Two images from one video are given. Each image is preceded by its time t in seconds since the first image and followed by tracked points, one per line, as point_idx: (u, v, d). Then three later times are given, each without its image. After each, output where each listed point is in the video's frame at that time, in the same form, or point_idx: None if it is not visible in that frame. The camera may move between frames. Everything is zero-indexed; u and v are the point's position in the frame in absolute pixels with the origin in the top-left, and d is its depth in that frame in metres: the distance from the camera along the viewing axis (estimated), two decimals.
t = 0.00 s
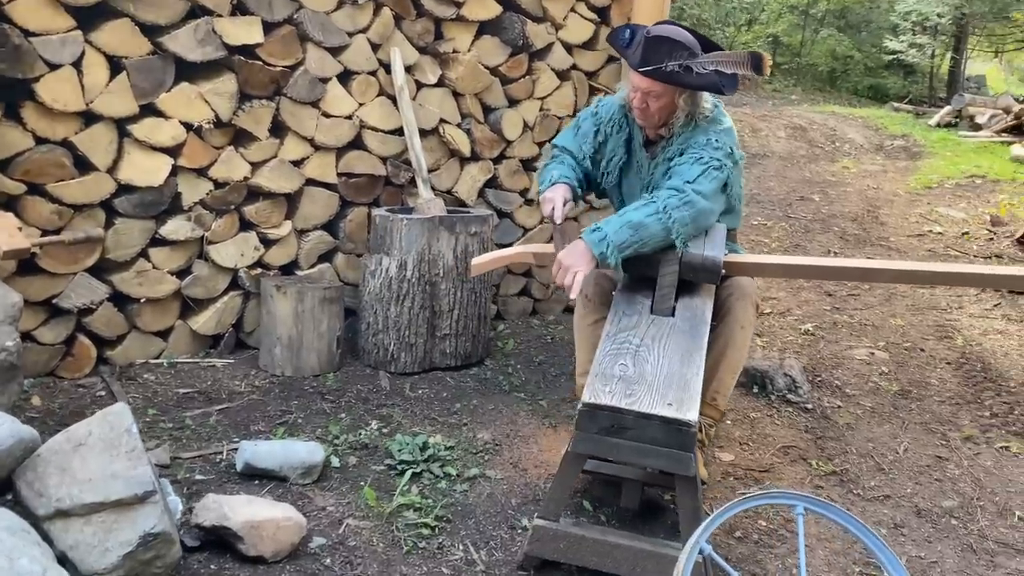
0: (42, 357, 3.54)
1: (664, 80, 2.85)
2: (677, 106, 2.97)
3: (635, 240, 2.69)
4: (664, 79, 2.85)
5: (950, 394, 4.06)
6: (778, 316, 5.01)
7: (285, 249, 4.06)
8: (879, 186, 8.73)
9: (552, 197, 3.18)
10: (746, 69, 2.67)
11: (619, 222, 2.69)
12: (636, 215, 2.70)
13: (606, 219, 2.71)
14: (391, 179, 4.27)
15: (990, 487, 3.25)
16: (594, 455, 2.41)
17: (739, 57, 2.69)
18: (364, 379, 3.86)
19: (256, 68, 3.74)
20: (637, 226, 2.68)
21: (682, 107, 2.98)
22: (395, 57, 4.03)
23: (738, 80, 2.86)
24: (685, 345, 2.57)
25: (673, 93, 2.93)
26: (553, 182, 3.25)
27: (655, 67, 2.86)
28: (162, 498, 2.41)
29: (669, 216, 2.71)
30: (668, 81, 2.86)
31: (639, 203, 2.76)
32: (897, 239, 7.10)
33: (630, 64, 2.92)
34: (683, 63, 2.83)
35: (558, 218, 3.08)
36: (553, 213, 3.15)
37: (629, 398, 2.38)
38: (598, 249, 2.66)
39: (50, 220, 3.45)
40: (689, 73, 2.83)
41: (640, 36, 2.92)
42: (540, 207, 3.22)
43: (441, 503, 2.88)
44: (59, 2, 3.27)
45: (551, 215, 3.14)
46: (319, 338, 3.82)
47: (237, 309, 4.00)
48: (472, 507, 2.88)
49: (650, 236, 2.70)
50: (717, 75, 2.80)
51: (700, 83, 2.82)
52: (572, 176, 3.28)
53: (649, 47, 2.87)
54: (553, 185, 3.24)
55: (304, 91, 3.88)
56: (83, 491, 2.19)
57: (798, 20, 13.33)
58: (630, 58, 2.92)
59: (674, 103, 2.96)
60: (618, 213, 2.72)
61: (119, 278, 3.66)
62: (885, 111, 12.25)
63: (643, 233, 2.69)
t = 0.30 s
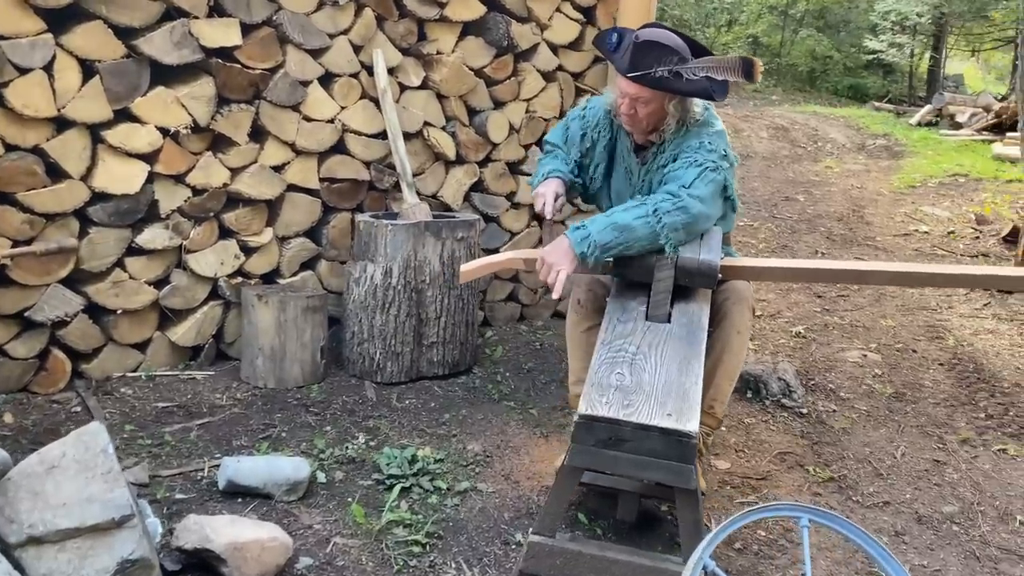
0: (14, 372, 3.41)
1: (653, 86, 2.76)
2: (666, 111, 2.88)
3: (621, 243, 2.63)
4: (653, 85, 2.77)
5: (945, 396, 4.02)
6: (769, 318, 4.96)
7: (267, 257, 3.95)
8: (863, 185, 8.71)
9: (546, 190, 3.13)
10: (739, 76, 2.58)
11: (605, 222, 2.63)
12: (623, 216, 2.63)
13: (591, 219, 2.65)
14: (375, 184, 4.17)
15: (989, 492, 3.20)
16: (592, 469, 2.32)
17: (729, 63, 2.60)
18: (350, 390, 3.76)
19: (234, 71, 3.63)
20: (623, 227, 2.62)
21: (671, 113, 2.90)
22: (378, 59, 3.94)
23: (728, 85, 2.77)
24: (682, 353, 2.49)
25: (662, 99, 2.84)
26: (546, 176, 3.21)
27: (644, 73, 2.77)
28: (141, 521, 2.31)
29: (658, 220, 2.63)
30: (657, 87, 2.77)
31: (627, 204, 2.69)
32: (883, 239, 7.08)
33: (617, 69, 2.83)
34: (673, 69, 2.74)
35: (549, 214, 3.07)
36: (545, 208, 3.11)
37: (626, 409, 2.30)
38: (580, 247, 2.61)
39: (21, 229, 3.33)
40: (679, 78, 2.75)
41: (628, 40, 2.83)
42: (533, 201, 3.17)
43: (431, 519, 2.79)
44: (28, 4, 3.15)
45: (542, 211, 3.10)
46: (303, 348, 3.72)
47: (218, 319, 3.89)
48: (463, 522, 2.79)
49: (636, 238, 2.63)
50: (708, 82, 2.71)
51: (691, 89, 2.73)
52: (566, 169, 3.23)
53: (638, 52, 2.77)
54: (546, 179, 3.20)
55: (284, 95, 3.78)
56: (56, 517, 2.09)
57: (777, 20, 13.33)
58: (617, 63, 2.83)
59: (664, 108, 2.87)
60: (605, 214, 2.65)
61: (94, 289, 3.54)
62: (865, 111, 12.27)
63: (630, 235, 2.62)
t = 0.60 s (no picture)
0: None
1: (648, 88, 2.68)
2: (661, 115, 2.79)
3: (621, 253, 2.54)
4: (648, 87, 2.68)
5: (945, 402, 3.95)
6: (764, 325, 4.89)
7: (252, 271, 3.85)
8: (851, 188, 8.68)
9: (535, 200, 3.05)
10: (734, 78, 2.53)
11: (603, 232, 2.54)
12: (623, 227, 2.54)
13: (589, 229, 2.56)
14: (363, 195, 4.08)
15: (996, 502, 3.12)
16: (595, 491, 2.24)
17: (727, 65, 2.54)
18: (340, 407, 3.67)
19: (216, 80, 3.53)
20: (622, 238, 2.53)
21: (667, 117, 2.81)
22: (364, 67, 3.85)
23: (724, 91, 2.72)
24: (686, 367, 2.41)
25: (657, 102, 2.75)
26: (538, 186, 3.12)
27: (639, 74, 2.68)
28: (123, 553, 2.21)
29: (659, 231, 2.55)
30: (652, 90, 2.69)
31: (625, 214, 2.60)
32: (874, 242, 7.03)
33: (612, 70, 2.74)
34: (669, 70, 2.67)
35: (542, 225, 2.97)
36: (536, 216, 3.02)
37: (630, 428, 2.21)
38: (578, 258, 2.52)
39: None
40: (675, 81, 2.67)
41: (624, 41, 2.75)
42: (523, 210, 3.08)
43: (427, 543, 2.69)
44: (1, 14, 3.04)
45: (533, 219, 3.01)
46: (290, 365, 3.62)
47: (202, 336, 3.79)
48: (460, 546, 2.70)
49: (638, 251, 2.54)
50: (704, 84, 2.64)
51: (686, 92, 2.66)
52: (559, 178, 3.13)
53: (633, 53, 2.69)
54: (536, 189, 3.11)
55: (268, 105, 3.68)
56: (33, 554, 1.99)
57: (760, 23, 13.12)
58: (612, 65, 2.74)
59: (659, 112, 2.79)
60: (603, 224, 2.57)
61: (73, 308, 3.42)
62: (851, 113, 12.27)
63: (629, 246, 2.54)
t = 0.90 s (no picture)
0: None
1: (644, 88, 2.62)
2: (659, 116, 2.73)
3: (621, 269, 2.47)
4: (645, 86, 2.63)
5: (945, 408, 3.89)
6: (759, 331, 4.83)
7: (237, 284, 3.75)
8: (840, 190, 8.65)
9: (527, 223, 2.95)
10: (733, 77, 2.46)
11: (602, 250, 2.46)
12: (621, 241, 2.47)
13: (586, 248, 2.48)
14: (350, 205, 3.99)
15: (1001, 511, 3.05)
16: (598, 512, 2.16)
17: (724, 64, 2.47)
18: (330, 424, 3.60)
19: (199, 89, 3.44)
20: (622, 253, 2.46)
21: (663, 118, 2.75)
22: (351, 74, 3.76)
23: (721, 88, 2.63)
24: (688, 381, 2.34)
25: (654, 102, 2.69)
26: (529, 209, 3.01)
27: (635, 74, 2.63)
28: None
29: (656, 239, 2.48)
30: (649, 89, 2.63)
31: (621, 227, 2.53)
32: (866, 245, 6.99)
33: (607, 71, 2.68)
34: (666, 70, 2.61)
35: (532, 249, 2.84)
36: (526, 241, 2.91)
37: (632, 446, 2.14)
38: (582, 281, 2.43)
39: None
40: (672, 80, 2.60)
41: (618, 41, 2.70)
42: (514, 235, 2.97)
43: (422, 565, 2.62)
44: None
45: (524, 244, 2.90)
46: (278, 381, 3.55)
47: (187, 351, 3.69)
48: (456, 568, 2.62)
49: (638, 262, 2.47)
50: (702, 82, 2.57)
51: (683, 92, 2.58)
52: (547, 202, 3.04)
53: (629, 52, 2.64)
54: (526, 212, 3.01)
55: (252, 114, 3.59)
56: None
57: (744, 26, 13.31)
58: (607, 66, 2.69)
59: (656, 113, 2.73)
60: (601, 240, 2.49)
61: (53, 325, 3.32)
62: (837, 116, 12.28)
63: (629, 261, 2.47)
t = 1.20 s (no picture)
0: None
1: (641, 77, 2.58)
2: (656, 107, 2.70)
3: (698, 217, 2.48)
4: (642, 75, 2.59)
5: (936, 412, 3.86)
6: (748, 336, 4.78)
7: (216, 294, 3.66)
8: (824, 193, 8.64)
9: (523, 214, 2.78)
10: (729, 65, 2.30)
11: (692, 189, 2.49)
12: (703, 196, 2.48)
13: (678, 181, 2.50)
14: (332, 211, 3.91)
15: (996, 517, 2.99)
16: (591, 528, 2.09)
17: (720, 53, 2.32)
18: (313, 435, 3.53)
19: (175, 93, 3.35)
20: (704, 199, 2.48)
21: (661, 110, 2.73)
22: (332, 77, 3.69)
23: (719, 75, 2.59)
24: (682, 391, 2.28)
25: (651, 92, 2.66)
26: (524, 201, 2.86)
27: (632, 62, 2.59)
28: None
29: (739, 208, 2.51)
30: (646, 78, 2.59)
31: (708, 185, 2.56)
32: (851, 247, 6.97)
33: (603, 62, 2.63)
34: (663, 58, 2.57)
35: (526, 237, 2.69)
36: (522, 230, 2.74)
37: (626, 458, 2.07)
38: (662, 200, 2.44)
39: None
40: (669, 68, 2.57)
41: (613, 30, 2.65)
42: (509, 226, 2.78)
43: None
44: None
45: (519, 234, 2.73)
46: (259, 393, 3.47)
47: (165, 363, 3.60)
48: None
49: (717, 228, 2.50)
50: (700, 71, 2.54)
51: (681, 79, 2.54)
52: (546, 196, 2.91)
53: (625, 42, 2.60)
54: (523, 204, 2.86)
55: (231, 118, 3.50)
56: None
57: (725, 29, 13.34)
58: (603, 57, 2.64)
59: (653, 103, 2.69)
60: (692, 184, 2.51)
61: (25, 338, 3.22)
62: (819, 118, 12.30)
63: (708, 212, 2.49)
